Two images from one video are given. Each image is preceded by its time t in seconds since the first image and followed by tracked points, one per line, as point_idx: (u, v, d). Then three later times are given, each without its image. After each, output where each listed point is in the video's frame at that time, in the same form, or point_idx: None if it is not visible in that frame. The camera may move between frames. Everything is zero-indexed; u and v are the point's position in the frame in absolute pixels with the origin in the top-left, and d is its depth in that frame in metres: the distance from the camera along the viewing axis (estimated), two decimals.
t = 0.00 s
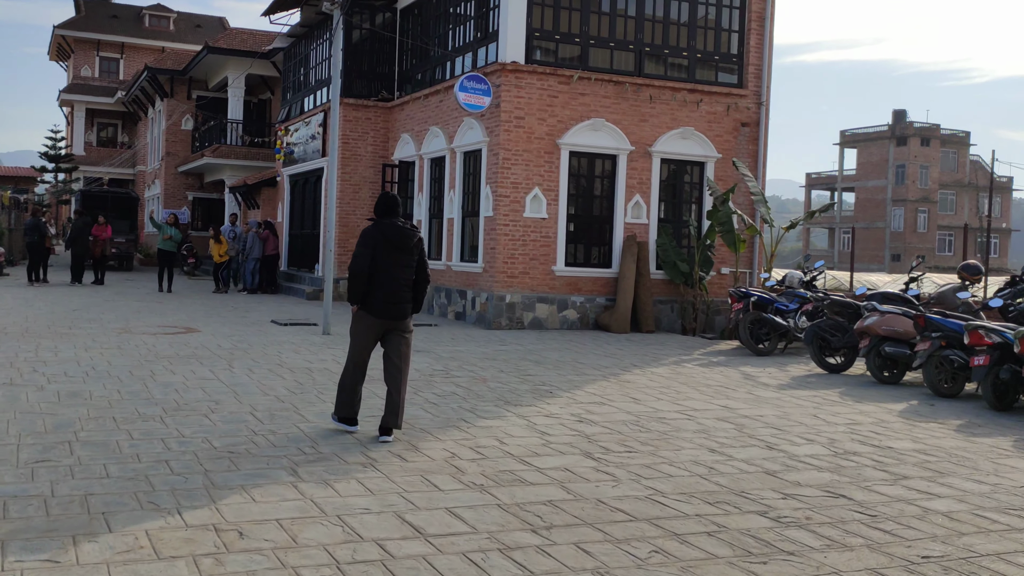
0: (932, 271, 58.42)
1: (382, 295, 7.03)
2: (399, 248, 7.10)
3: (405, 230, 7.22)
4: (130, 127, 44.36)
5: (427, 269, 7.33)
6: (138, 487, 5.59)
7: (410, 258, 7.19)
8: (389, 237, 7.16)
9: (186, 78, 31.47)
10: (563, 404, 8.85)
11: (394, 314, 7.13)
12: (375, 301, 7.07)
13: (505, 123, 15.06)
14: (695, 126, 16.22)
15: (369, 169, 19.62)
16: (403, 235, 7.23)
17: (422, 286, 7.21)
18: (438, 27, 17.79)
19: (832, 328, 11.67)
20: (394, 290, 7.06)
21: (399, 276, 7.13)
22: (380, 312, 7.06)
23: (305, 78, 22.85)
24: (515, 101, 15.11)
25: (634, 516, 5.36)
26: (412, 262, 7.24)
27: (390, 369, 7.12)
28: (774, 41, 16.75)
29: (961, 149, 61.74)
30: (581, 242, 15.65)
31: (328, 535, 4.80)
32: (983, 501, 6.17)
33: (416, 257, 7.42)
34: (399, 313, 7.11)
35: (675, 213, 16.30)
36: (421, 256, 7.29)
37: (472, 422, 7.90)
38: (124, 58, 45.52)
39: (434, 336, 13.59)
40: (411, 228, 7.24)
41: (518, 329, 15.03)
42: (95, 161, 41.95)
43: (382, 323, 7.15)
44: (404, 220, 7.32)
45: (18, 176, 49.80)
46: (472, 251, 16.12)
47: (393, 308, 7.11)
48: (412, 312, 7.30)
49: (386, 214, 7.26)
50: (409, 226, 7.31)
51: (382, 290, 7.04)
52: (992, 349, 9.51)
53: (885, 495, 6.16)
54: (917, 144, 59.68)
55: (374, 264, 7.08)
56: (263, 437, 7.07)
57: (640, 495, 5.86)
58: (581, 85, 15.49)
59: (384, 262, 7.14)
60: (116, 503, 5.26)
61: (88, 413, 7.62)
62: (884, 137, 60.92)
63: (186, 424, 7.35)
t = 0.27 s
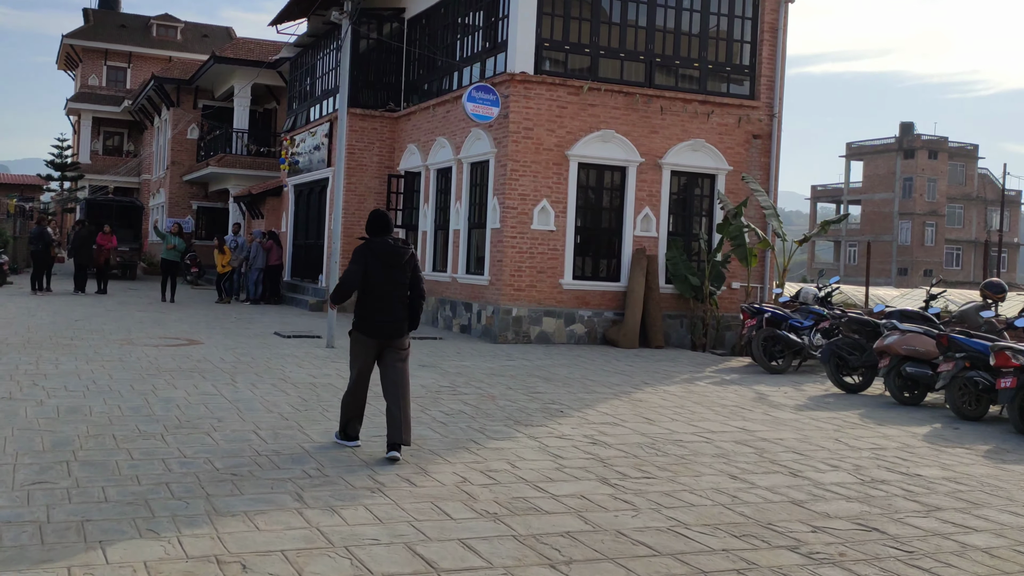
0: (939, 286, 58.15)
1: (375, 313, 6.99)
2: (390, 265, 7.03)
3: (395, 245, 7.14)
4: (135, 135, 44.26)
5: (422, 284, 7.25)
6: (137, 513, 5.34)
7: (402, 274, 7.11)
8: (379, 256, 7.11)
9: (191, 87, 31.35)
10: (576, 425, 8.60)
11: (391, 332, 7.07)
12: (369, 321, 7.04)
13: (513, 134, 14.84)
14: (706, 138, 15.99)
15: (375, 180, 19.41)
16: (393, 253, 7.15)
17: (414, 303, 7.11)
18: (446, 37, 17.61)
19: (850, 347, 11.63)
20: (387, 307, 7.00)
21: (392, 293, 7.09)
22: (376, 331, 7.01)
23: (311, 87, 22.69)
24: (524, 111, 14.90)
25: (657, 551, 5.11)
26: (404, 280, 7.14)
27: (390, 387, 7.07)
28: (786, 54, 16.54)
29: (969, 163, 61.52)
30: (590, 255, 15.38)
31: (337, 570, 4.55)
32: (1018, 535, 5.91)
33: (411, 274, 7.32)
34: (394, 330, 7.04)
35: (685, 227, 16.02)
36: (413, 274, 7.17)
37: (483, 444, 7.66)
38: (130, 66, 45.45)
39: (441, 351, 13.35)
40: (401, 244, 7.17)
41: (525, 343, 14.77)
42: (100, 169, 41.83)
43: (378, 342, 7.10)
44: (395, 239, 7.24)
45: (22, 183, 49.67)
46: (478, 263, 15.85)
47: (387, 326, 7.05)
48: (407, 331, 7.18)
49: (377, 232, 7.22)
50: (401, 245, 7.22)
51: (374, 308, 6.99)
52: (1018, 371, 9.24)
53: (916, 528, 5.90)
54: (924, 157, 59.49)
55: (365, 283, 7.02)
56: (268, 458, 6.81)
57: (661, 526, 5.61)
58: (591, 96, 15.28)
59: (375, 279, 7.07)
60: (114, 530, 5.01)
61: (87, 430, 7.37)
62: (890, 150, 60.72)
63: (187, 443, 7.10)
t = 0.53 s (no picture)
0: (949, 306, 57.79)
1: (372, 330, 7.00)
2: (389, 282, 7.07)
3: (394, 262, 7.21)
4: (141, 156, 44.20)
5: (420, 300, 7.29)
6: (142, 552, 5.02)
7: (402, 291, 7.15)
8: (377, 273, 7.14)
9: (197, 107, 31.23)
10: (598, 452, 8.27)
11: (391, 349, 7.06)
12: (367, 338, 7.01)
13: (524, 153, 14.51)
14: (719, 157, 15.70)
15: (382, 201, 19.15)
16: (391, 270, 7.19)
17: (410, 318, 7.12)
18: (453, 56, 17.38)
19: (874, 370, 11.30)
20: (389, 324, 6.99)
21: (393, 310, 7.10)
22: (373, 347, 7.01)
23: (317, 107, 22.48)
24: (535, 130, 14.58)
25: None
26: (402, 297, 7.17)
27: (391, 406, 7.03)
28: (798, 71, 16.26)
29: (977, 183, 61.29)
30: (603, 276, 15.07)
31: None
32: None
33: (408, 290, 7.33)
34: (395, 347, 7.03)
35: (700, 247, 15.73)
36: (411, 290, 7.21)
37: (502, 473, 7.33)
38: (135, 88, 45.43)
39: (454, 374, 13.04)
40: (399, 261, 7.25)
41: (538, 367, 14.44)
42: (105, 190, 41.73)
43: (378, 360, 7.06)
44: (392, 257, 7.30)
45: (28, 205, 49.57)
46: (489, 284, 15.56)
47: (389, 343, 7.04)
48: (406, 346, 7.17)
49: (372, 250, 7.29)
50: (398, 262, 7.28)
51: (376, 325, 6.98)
52: None
53: (967, 565, 5.57)
54: (933, 177, 59.28)
55: (363, 299, 7.03)
56: (279, 489, 6.50)
57: (697, 564, 5.28)
58: (602, 114, 14.97)
59: (373, 297, 7.09)
60: (117, 572, 4.69)
61: (90, 460, 7.06)
62: (900, 170, 60.54)
63: (195, 474, 6.78)
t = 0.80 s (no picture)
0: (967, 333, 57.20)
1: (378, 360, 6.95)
2: (395, 311, 7.07)
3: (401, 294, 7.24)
4: (153, 186, 44.30)
5: (426, 332, 7.25)
6: None
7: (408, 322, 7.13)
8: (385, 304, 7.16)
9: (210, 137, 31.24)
10: (623, 491, 7.95)
11: (397, 379, 6.98)
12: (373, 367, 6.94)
13: (541, 180, 14.30)
14: (739, 184, 15.44)
15: (396, 229, 18.96)
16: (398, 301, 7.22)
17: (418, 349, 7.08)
18: (469, 83, 17.25)
19: (905, 403, 10.94)
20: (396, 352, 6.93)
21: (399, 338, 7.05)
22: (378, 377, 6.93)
23: (330, 136, 22.39)
24: (551, 157, 14.37)
25: None
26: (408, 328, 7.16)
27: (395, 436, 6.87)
28: (820, 96, 16.02)
29: (992, 209, 60.94)
30: (621, 305, 14.82)
31: None
32: None
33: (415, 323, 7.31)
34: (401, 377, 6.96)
35: (719, 275, 15.45)
36: (417, 321, 7.21)
37: (524, 514, 7.02)
38: (148, 117, 45.61)
39: (470, 407, 12.74)
40: (406, 293, 7.29)
41: (555, 399, 14.12)
42: (116, 220, 41.76)
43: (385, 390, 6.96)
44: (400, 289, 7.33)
45: (39, 235, 49.64)
46: (505, 314, 15.29)
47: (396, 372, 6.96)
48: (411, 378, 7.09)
49: (378, 283, 7.36)
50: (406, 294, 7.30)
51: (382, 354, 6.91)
52: None
53: None
54: (948, 204, 58.97)
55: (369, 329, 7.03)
56: (292, 533, 6.20)
57: None
58: (620, 141, 14.77)
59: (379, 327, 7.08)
60: None
61: (96, 502, 6.78)
62: (914, 196, 60.24)
63: (205, 517, 6.49)
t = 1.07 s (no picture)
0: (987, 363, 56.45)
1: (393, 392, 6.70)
2: (413, 343, 6.83)
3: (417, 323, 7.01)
4: (165, 214, 44.29)
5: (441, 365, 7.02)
6: None
7: (423, 352, 6.91)
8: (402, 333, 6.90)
9: (222, 165, 31.15)
10: (655, 531, 7.55)
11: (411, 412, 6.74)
12: (384, 399, 6.71)
13: (558, 208, 13.95)
14: (760, 211, 15.11)
15: (410, 257, 18.61)
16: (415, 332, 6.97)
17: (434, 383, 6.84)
18: (482, 109, 17.00)
19: (942, 439, 10.52)
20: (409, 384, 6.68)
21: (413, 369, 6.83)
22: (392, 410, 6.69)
23: (342, 163, 22.18)
24: (568, 184, 14.01)
25: None
26: (424, 360, 6.91)
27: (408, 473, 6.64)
28: (841, 121, 15.69)
29: (1010, 237, 60.44)
30: (641, 334, 14.44)
31: None
32: None
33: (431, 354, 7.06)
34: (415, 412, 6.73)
35: (742, 303, 15.07)
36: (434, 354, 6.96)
37: (553, 557, 6.63)
38: (161, 146, 45.70)
39: (489, 440, 12.36)
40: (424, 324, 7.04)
41: (576, 431, 13.72)
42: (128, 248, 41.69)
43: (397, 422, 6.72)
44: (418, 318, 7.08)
45: (51, 264, 49.60)
46: (522, 343, 14.93)
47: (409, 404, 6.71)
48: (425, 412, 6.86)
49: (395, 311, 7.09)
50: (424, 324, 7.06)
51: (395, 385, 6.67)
52: None
53: None
54: (966, 232, 58.52)
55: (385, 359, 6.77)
56: None
57: None
58: (638, 168, 14.43)
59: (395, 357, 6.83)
60: None
61: (104, 542, 6.43)
62: (931, 224, 59.80)
63: (218, 558, 6.12)
